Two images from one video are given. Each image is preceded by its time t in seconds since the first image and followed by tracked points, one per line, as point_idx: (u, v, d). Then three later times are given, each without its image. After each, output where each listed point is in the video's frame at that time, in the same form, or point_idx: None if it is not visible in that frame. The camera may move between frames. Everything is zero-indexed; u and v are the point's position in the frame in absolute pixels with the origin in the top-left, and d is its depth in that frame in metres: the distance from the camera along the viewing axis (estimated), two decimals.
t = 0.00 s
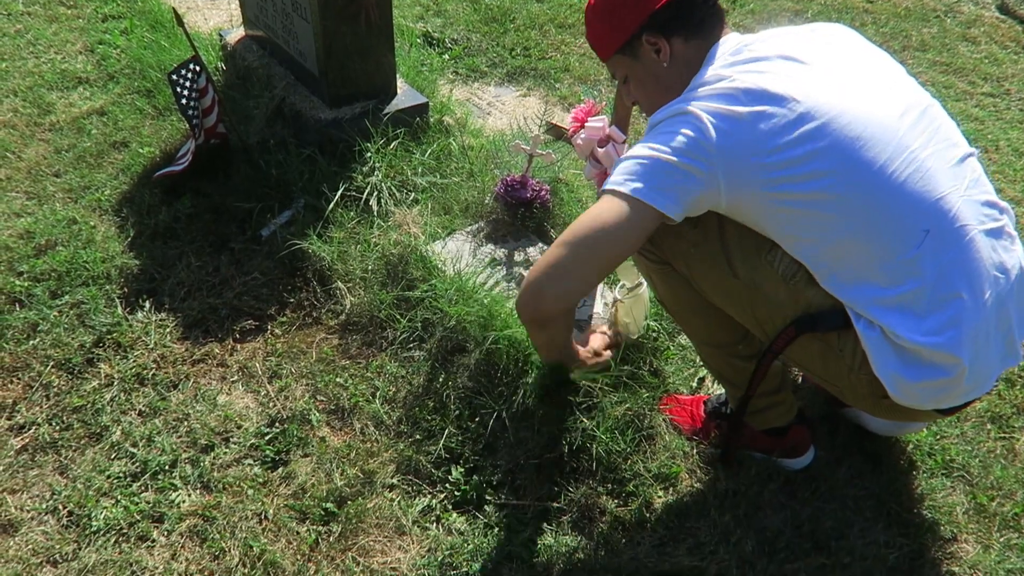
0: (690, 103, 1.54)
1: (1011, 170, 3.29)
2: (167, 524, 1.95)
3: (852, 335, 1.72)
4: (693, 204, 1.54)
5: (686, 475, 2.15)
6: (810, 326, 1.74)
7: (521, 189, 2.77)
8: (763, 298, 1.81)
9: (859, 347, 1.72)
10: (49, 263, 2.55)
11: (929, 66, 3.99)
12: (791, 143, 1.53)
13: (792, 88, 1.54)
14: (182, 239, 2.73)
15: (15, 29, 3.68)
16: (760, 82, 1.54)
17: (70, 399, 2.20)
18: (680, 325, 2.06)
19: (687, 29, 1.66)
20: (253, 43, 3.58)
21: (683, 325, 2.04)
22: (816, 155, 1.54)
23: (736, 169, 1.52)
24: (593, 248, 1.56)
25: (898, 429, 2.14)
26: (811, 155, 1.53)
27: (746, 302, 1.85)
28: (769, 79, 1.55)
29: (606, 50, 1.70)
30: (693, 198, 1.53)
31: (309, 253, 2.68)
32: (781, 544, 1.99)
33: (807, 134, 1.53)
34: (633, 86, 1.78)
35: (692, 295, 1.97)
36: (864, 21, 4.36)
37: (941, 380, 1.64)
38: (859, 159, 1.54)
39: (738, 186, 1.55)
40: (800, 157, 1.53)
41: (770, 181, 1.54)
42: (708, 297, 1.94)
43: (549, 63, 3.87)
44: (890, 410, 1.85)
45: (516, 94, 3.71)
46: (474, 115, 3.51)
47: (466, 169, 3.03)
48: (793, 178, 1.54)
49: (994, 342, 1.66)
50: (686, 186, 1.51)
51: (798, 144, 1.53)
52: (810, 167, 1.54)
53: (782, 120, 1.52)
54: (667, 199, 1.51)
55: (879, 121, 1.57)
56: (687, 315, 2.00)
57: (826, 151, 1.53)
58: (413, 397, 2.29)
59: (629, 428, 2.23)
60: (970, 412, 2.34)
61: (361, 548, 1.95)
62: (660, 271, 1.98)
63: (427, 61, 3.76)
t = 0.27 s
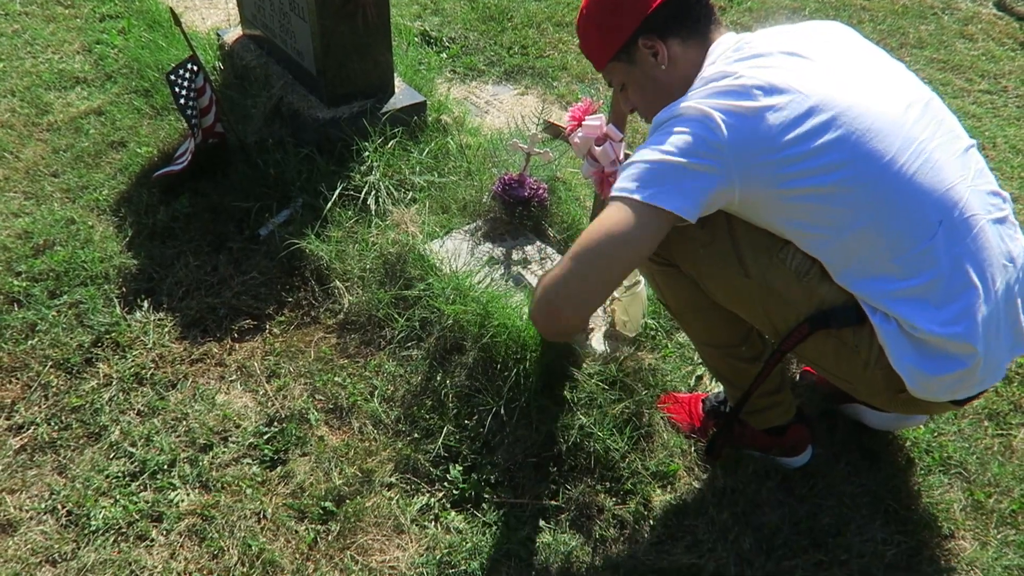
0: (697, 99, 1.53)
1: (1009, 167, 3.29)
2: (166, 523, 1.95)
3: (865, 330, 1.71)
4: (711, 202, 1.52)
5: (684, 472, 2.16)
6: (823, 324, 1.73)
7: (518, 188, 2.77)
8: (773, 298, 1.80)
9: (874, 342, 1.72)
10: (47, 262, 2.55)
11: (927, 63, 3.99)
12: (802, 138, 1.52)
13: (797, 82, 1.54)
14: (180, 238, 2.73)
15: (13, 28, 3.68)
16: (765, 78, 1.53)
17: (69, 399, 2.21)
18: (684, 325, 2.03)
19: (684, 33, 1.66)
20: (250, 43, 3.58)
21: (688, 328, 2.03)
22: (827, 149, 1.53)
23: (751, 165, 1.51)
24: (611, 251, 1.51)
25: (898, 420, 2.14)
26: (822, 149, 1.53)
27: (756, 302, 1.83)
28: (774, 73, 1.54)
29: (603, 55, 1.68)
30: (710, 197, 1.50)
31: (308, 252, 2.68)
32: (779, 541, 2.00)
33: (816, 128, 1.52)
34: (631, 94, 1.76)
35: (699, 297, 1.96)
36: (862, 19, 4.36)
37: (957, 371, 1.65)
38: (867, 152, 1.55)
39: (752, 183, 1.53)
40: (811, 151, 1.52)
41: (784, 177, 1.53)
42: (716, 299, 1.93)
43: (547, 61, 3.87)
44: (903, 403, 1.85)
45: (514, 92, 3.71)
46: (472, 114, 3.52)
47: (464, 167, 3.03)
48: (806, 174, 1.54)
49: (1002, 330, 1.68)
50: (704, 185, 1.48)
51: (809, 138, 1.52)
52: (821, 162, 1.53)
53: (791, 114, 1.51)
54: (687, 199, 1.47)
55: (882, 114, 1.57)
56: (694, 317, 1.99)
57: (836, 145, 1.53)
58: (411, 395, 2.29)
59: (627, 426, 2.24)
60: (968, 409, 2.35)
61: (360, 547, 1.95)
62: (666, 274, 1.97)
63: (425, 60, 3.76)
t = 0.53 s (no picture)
0: (705, 105, 1.52)
1: (1007, 168, 3.30)
2: (166, 524, 1.96)
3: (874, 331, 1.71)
4: (721, 209, 1.52)
5: (683, 473, 2.16)
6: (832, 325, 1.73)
7: (518, 189, 2.77)
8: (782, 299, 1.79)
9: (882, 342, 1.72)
10: (46, 264, 2.55)
11: (925, 64, 3.99)
12: (811, 142, 1.52)
13: (804, 86, 1.54)
14: (179, 240, 2.74)
15: (13, 29, 3.69)
16: (772, 81, 1.53)
17: (69, 400, 2.21)
18: (687, 331, 2.03)
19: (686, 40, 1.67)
20: (250, 44, 3.59)
21: (692, 332, 2.01)
22: (836, 153, 1.53)
23: (761, 171, 1.51)
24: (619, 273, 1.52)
25: (899, 418, 2.14)
26: (831, 153, 1.53)
27: (765, 303, 1.83)
28: (780, 77, 1.54)
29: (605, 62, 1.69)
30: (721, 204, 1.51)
31: (307, 253, 2.69)
32: (777, 542, 2.00)
33: (825, 131, 1.52)
34: (632, 100, 1.76)
35: (705, 301, 1.94)
36: (861, 20, 4.37)
37: (965, 372, 1.67)
38: (875, 155, 1.55)
39: (762, 188, 1.53)
40: (821, 155, 1.53)
41: (794, 182, 1.53)
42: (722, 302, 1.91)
43: (546, 62, 3.88)
44: (910, 403, 1.85)
45: (513, 93, 3.71)
46: (471, 115, 3.52)
47: (463, 168, 3.04)
48: (816, 178, 1.54)
49: (1007, 328, 1.70)
50: (715, 193, 1.49)
51: (818, 142, 1.52)
52: (831, 166, 1.54)
53: (800, 118, 1.51)
54: (698, 208, 1.48)
55: (888, 116, 1.58)
56: (699, 321, 1.97)
57: (845, 148, 1.54)
58: (411, 396, 2.29)
59: (626, 427, 2.24)
60: (966, 409, 2.35)
61: (359, 548, 1.96)
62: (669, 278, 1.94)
63: (424, 61, 3.76)
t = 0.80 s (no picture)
0: (708, 111, 1.52)
1: (998, 171, 3.31)
2: (157, 529, 1.95)
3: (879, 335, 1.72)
4: (726, 217, 1.52)
5: (677, 476, 2.16)
6: (837, 329, 1.74)
7: (511, 192, 2.78)
8: (786, 304, 1.79)
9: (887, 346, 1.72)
10: (38, 268, 2.54)
11: (917, 68, 4.01)
12: (815, 147, 1.52)
13: (805, 90, 1.54)
14: (172, 244, 2.73)
15: (4, 34, 3.67)
16: (774, 86, 1.53)
17: (60, 405, 2.20)
18: (686, 337, 2.02)
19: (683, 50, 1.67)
20: (243, 48, 3.58)
21: (693, 338, 2.00)
22: (840, 158, 1.53)
23: (766, 177, 1.51)
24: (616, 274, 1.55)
25: (895, 420, 2.15)
26: (835, 158, 1.53)
27: (768, 308, 1.83)
28: (783, 82, 1.54)
29: (601, 73, 1.68)
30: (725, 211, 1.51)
31: (300, 257, 2.68)
32: (771, 545, 2.00)
33: (828, 136, 1.52)
34: (628, 110, 1.76)
35: (707, 306, 1.93)
36: (853, 24, 4.39)
37: (970, 373, 1.67)
38: (878, 159, 1.55)
39: (766, 194, 1.53)
40: (825, 160, 1.52)
41: (798, 188, 1.53)
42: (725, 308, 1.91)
43: (539, 66, 3.88)
44: (912, 407, 1.86)
45: (507, 97, 3.72)
46: (464, 118, 3.52)
47: (456, 172, 3.04)
48: (820, 184, 1.54)
49: (1008, 329, 1.71)
50: (719, 201, 1.49)
51: (822, 147, 1.52)
52: (835, 170, 1.53)
53: (804, 122, 1.51)
54: (702, 218, 1.49)
55: (889, 119, 1.58)
56: (701, 327, 1.96)
57: (849, 154, 1.54)
58: (404, 400, 2.29)
59: (619, 430, 2.24)
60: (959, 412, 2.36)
61: (352, 552, 1.95)
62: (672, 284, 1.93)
63: (417, 65, 3.76)
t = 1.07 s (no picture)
0: (706, 114, 1.52)
1: (994, 176, 3.32)
2: (154, 534, 1.94)
3: (869, 340, 1.73)
4: (722, 219, 1.52)
5: (674, 481, 2.16)
6: (828, 334, 1.75)
7: (508, 197, 2.78)
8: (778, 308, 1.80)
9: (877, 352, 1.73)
10: (35, 271, 2.54)
11: (913, 73, 4.02)
12: (812, 151, 1.52)
13: (803, 94, 1.54)
14: (169, 247, 2.73)
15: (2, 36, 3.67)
16: (772, 90, 1.53)
17: (56, 409, 2.20)
18: (681, 340, 2.03)
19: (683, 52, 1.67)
20: (240, 51, 3.58)
21: (687, 340, 2.01)
22: (837, 162, 1.54)
23: (763, 181, 1.51)
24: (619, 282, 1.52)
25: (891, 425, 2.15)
26: (831, 162, 1.53)
27: (761, 312, 1.83)
28: (779, 86, 1.54)
29: (601, 72, 1.69)
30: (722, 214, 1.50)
31: (297, 260, 2.68)
32: (768, 549, 2.00)
33: (825, 140, 1.53)
34: (627, 109, 1.77)
35: (702, 309, 1.93)
36: (849, 29, 4.40)
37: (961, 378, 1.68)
38: (874, 164, 1.56)
39: (763, 198, 1.53)
40: (822, 164, 1.53)
41: (795, 192, 1.53)
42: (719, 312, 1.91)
43: (537, 70, 3.89)
44: (903, 412, 1.87)
45: (504, 101, 3.72)
46: (462, 122, 3.53)
47: (454, 176, 3.04)
48: (817, 188, 1.54)
49: (1000, 335, 1.72)
50: (717, 203, 1.48)
51: (819, 151, 1.52)
52: (832, 175, 1.54)
53: (801, 127, 1.51)
54: (700, 219, 1.47)
55: (885, 124, 1.58)
56: (695, 330, 1.97)
57: (845, 158, 1.54)
58: (401, 404, 2.29)
59: (616, 434, 2.24)
60: (955, 416, 2.36)
61: (349, 556, 1.95)
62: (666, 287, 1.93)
63: (415, 69, 3.77)
